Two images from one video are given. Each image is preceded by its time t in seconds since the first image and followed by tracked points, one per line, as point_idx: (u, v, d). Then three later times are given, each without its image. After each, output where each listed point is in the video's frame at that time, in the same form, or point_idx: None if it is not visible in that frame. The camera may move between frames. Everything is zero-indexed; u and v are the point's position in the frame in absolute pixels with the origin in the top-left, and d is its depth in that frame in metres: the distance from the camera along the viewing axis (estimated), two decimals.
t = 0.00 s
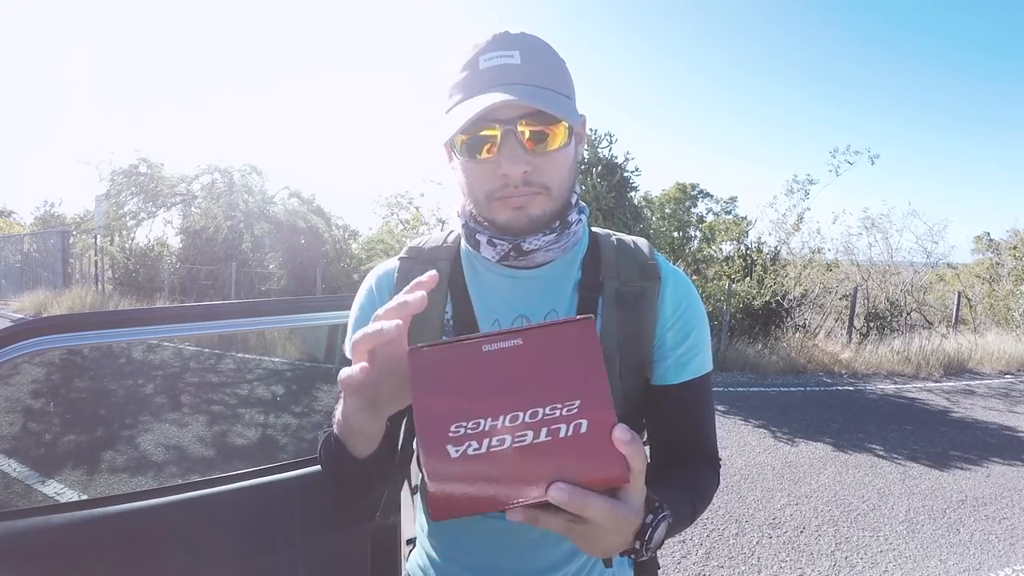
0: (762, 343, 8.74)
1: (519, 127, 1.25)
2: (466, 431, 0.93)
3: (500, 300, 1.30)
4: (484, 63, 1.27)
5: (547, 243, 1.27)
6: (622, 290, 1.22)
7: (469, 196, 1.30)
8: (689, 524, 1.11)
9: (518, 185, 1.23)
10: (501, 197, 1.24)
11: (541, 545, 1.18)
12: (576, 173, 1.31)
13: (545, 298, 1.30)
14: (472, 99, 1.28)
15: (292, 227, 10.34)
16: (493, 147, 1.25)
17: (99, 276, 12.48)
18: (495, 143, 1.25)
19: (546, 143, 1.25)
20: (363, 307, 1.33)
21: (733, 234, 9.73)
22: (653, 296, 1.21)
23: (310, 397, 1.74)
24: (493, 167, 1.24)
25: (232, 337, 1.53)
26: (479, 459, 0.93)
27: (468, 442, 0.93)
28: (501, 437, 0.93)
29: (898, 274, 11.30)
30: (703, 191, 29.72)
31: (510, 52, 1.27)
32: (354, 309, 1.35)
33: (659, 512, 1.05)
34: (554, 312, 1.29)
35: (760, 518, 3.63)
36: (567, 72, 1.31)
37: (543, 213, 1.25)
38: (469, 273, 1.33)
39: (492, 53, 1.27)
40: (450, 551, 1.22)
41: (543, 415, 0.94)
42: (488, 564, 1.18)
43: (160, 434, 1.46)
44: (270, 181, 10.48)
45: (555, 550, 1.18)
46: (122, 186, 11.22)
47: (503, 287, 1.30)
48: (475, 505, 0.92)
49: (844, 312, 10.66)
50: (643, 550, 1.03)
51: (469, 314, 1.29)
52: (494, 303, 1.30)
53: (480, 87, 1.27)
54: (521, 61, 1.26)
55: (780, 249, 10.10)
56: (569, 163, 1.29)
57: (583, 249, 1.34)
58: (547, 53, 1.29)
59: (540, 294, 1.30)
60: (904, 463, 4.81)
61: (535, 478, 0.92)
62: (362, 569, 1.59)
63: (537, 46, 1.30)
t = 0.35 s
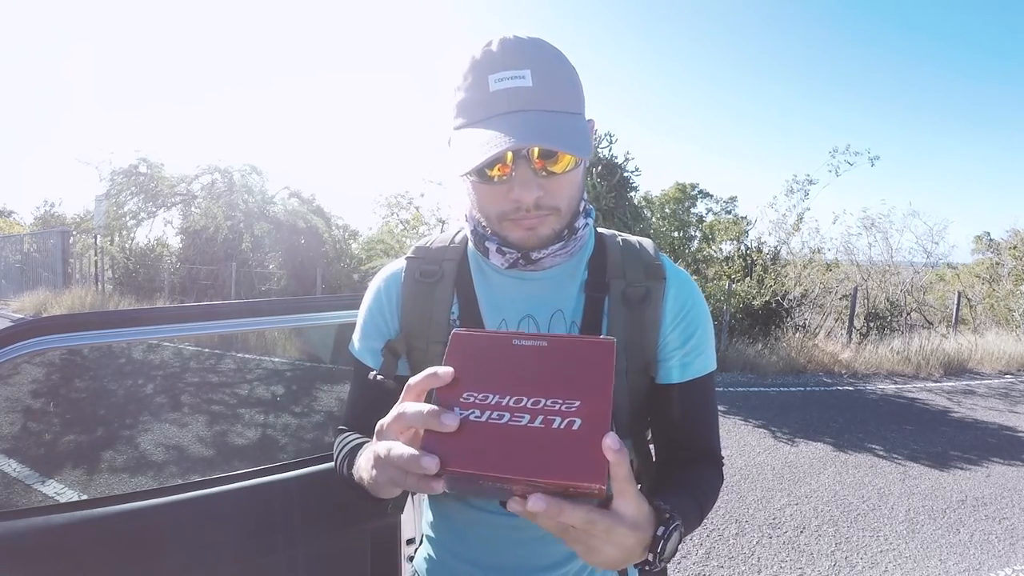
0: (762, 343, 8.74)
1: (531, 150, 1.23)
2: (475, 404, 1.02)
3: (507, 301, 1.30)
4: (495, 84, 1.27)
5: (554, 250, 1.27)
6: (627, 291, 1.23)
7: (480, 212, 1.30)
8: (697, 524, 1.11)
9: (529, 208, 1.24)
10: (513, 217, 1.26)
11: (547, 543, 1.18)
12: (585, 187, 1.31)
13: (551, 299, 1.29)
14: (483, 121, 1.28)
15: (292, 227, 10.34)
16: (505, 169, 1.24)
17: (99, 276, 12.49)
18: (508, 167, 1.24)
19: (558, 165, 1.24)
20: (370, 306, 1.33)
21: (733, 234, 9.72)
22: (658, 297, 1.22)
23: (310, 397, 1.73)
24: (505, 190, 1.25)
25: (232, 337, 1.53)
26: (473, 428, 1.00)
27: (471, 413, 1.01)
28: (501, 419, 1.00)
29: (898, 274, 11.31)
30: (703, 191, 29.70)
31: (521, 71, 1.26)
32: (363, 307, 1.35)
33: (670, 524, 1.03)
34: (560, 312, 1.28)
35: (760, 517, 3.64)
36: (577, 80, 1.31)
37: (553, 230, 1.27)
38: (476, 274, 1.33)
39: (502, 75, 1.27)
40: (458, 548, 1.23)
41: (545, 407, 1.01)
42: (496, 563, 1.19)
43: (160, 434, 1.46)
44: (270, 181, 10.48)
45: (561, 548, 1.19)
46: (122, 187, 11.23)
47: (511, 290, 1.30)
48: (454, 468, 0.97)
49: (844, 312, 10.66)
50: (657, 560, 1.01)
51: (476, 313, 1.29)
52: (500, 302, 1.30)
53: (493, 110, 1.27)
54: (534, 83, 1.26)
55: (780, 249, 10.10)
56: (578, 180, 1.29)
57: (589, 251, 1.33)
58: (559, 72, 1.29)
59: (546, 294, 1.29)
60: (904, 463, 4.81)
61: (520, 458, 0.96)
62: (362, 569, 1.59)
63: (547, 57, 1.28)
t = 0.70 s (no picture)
0: (762, 343, 8.74)
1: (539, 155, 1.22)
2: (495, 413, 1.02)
3: (511, 302, 1.30)
4: (503, 88, 1.27)
5: (559, 253, 1.27)
6: (630, 290, 1.23)
7: (486, 216, 1.30)
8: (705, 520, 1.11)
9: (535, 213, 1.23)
10: (519, 222, 1.25)
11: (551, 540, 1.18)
12: (590, 191, 1.31)
13: (555, 299, 1.29)
14: (491, 125, 1.28)
15: (292, 227, 10.34)
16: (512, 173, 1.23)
17: (99, 276, 12.49)
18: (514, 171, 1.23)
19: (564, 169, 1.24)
20: (373, 306, 1.33)
21: (733, 234, 9.71)
22: (661, 297, 1.22)
23: (310, 397, 1.73)
24: (511, 195, 1.24)
25: (232, 337, 1.53)
26: (490, 429, 0.99)
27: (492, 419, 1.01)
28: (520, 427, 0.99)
29: (898, 274, 11.32)
30: (703, 190, 29.69)
31: (529, 75, 1.26)
32: (366, 306, 1.35)
33: (677, 519, 1.04)
34: (564, 313, 1.28)
35: (760, 518, 3.63)
36: (585, 86, 1.31)
37: (559, 235, 1.26)
38: (480, 273, 1.32)
39: (510, 78, 1.26)
40: (462, 546, 1.23)
41: (565, 420, 1.00)
42: (501, 561, 1.19)
43: (160, 434, 1.45)
44: (270, 181, 10.49)
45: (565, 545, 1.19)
46: (122, 186, 11.24)
47: (516, 291, 1.30)
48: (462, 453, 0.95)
49: (844, 312, 10.66)
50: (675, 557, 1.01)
51: (480, 313, 1.29)
52: (505, 303, 1.30)
53: (501, 113, 1.27)
54: (541, 86, 1.26)
55: (780, 249, 10.10)
56: (584, 185, 1.28)
57: (593, 252, 1.33)
58: (567, 77, 1.28)
59: (551, 295, 1.29)
60: (904, 463, 4.81)
61: (532, 454, 0.93)
62: (363, 568, 1.60)
63: (556, 61, 1.28)
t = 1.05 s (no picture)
0: (762, 343, 8.74)
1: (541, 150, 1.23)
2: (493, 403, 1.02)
3: (512, 301, 1.30)
4: (506, 82, 1.27)
5: (560, 252, 1.27)
6: (633, 290, 1.23)
7: (488, 212, 1.30)
8: (708, 519, 1.11)
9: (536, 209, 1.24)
10: (520, 219, 1.25)
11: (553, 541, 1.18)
12: (592, 189, 1.31)
13: (556, 299, 1.29)
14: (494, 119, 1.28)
15: (292, 227, 10.34)
16: (513, 168, 1.24)
17: (99, 276, 12.50)
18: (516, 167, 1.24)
19: (567, 166, 1.25)
20: (374, 306, 1.33)
21: (733, 234, 9.70)
22: (665, 296, 1.22)
23: (310, 397, 1.73)
24: (513, 190, 1.24)
25: (232, 337, 1.53)
26: (490, 418, 0.99)
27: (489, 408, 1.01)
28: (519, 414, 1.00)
29: (898, 274, 11.33)
30: (703, 190, 29.72)
31: (533, 71, 1.26)
32: (367, 306, 1.35)
33: (678, 508, 1.07)
34: (565, 312, 1.28)
35: (760, 518, 3.64)
36: (589, 82, 1.31)
37: (559, 233, 1.26)
38: (481, 273, 1.32)
39: (513, 73, 1.26)
40: (462, 546, 1.24)
41: (563, 406, 1.01)
42: (503, 561, 1.19)
43: (160, 434, 1.45)
44: (270, 181, 10.49)
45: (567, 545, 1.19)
46: (122, 186, 11.24)
47: (516, 290, 1.30)
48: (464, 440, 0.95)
49: (844, 312, 10.66)
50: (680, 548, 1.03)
51: (482, 313, 1.29)
52: (505, 302, 1.30)
53: (504, 107, 1.27)
54: (544, 81, 1.26)
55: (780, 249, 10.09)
56: (586, 182, 1.29)
57: (595, 251, 1.33)
58: (570, 73, 1.28)
59: (552, 294, 1.29)
60: (904, 463, 4.81)
61: (537, 439, 0.94)
62: (362, 569, 1.60)
63: (560, 58, 1.28)
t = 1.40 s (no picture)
0: (762, 343, 8.75)
1: (538, 144, 1.23)
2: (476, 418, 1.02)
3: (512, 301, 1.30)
4: (503, 76, 1.27)
5: (558, 252, 1.27)
6: (633, 290, 1.23)
7: (484, 207, 1.30)
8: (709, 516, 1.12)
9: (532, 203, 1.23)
10: (517, 213, 1.25)
11: (556, 542, 1.18)
12: (591, 187, 1.31)
13: (555, 299, 1.29)
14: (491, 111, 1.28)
15: (292, 227, 10.34)
16: (509, 162, 1.25)
17: (98, 276, 12.50)
18: (512, 160, 1.24)
19: (564, 161, 1.24)
20: (374, 306, 1.32)
21: (733, 234, 9.70)
22: (664, 296, 1.22)
23: (311, 397, 1.73)
24: (508, 184, 1.24)
25: (232, 337, 1.53)
26: (482, 434, 0.99)
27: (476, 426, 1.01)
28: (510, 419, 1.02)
29: (898, 274, 11.34)
30: (703, 191, 29.75)
31: (530, 65, 1.26)
32: (368, 306, 1.34)
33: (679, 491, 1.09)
34: (565, 312, 1.28)
35: (760, 517, 3.64)
36: (588, 81, 1.31)
37: (556, 230, 1.26)
38: (481, 273, 1.33)
39: (511, 67, 1.27)
40: (464, 547, 1.23)
41: (544, 400, 1.04)
42: (505, 564, 1.19)
43: (160, 434, 1.46)
44: (270, 181, 10.49)
45: (570, 546, 1.18)
46: (122, 186, 11.25)
47: (516, 290, 1.30)
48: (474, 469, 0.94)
49: (844, 312, 10.66)
50: (684, 529, 1.06)
51: (482, 313, 1.29)
52: (504, 302, 1.30)
53: (500, 100, 1.26)
54: (541, 76, 1.26)
55: (780, 249, 10.09)
56: (584, 178, 1.28)
57: (594, 252, 1.34)
58: (568, 69, 1.29)
59: (552, 294, 1.29)
60: (904, 463, 4.81)
61: (543, 441, 0.97)
62: (363, 569, 1.60)
63: (559, 55, 1.28)
